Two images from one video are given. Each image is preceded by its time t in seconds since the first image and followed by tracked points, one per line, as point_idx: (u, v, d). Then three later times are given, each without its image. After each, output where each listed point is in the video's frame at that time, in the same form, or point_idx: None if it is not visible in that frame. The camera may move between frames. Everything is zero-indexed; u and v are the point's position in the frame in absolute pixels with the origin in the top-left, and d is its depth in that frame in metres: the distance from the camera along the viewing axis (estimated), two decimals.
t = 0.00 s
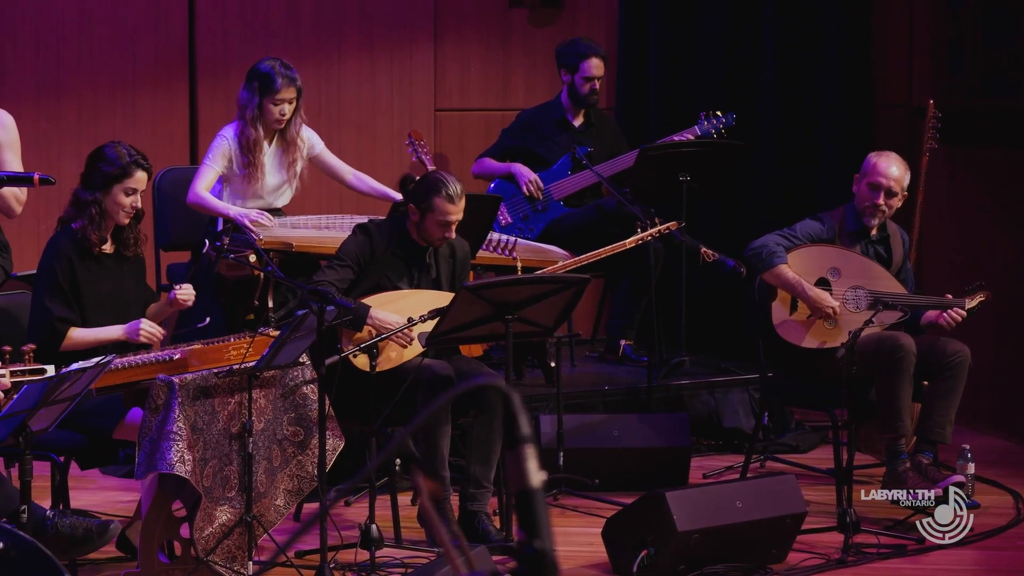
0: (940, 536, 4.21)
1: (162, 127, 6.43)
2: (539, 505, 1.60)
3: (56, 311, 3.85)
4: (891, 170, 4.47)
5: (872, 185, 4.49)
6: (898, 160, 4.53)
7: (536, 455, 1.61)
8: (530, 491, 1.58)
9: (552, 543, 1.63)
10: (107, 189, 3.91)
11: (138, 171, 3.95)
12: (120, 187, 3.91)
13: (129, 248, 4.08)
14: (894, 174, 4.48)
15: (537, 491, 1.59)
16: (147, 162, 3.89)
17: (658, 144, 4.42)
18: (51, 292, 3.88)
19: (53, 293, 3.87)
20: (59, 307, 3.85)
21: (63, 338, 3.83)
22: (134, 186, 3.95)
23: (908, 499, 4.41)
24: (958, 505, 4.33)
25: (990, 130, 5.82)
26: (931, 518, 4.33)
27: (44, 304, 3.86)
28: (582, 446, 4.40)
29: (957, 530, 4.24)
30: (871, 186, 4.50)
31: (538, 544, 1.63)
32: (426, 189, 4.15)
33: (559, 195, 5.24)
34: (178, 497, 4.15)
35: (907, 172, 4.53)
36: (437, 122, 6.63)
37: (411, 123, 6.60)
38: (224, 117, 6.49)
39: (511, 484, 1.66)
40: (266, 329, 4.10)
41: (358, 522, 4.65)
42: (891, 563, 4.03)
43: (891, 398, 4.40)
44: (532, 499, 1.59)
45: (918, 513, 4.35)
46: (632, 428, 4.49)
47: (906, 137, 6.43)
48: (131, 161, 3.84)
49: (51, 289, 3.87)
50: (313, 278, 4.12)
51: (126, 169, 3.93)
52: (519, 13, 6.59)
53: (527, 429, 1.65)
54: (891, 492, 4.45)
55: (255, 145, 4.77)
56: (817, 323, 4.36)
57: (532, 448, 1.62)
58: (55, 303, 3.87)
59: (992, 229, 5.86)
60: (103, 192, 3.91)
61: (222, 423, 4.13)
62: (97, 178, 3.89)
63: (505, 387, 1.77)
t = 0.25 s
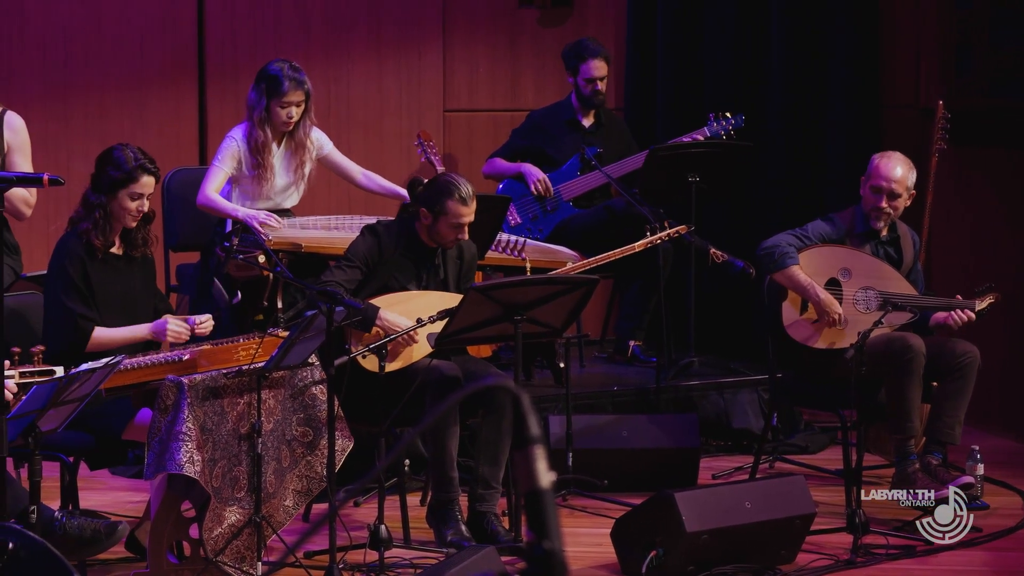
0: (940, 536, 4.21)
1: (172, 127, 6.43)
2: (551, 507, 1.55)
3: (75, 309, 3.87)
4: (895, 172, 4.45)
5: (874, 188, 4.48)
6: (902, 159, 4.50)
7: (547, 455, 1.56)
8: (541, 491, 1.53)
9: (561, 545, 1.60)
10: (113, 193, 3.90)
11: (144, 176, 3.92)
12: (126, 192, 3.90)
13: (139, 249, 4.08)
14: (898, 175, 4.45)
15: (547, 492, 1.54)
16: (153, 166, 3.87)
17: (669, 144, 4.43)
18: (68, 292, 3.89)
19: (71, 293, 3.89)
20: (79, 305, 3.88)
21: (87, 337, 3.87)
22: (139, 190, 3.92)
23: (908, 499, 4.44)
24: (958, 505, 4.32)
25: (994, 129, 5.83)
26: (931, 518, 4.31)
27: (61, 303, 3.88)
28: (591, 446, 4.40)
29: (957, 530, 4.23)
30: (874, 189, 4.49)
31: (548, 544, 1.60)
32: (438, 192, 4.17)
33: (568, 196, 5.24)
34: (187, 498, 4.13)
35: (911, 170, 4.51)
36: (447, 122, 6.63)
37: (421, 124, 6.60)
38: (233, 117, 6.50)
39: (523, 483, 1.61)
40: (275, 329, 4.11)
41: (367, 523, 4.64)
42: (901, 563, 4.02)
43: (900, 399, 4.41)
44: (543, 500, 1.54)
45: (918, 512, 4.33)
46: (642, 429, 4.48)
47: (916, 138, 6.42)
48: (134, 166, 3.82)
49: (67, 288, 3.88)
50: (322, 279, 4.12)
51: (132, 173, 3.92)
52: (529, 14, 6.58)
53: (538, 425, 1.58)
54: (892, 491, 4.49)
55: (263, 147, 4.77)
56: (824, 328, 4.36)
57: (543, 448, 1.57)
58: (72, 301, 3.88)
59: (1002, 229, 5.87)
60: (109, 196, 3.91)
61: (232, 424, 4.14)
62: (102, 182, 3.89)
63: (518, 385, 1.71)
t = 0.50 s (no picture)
0: (940, 536, 4.22)
1: (182, 128, 6.44)
2: (561, 508, 1.53)
3: (79, 313, 3.87)
4: (912, 174, 4.48)
5: (892, 189, 4.50)
6: (919, 162, 4.52)
7: (558, 457, 1.55)
8: (550, 492, 1.52)
9: (573, 546, 1.58)
10: (128, 196, 3.92)
11: (161, 181, 3.95)
12: (142, 196, 3.92)
13: (149, 251, 4.11)
14: (915, 177, 4.48)
15: (558, 492, 1.52)
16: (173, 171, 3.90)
17: (677, 146, 4.42)
18: (75, 294, 3.89)
19: (76, 296, 3.88)
20: (83, 310, 3.88)
21: (90, 340, 3.85)
22: (154, 195, 3.95)
23: (908, 498, 4.43)
24: (958, 505, 4.33)
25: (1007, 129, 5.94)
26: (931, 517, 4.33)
27: (66, 306, 3.87)
28: (602, 447, 4.41)
29: (956, 530, 4.25)
30: (891, 190, 4.51)
31: (559, 546, 1.58)
32: (448, 192, 4.16)
33: (578, 197, 5.24)
34: (198, 499, 4.17)
35: (926, 173, 4.53)
36: (457, 123, 6.64)
37: (432, 124, 6.60)
38: (243, 118, 6.50)
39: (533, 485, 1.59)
40: (285, 330, 4.12)
41: (377, 523, 4.64)
42: (912, 565, 4.01)
43: (911, 400, 4.38)
44: (552, 500, 1.52)
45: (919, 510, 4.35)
46: (652, 430, 4.48)
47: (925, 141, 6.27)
48: (151, 171, 3.83)
49: (73, 290, 3.88)
50: (331, 281, 4.11)
51: (148, 177, 3.94)
52: (539, 15, 6.59)
53: (551, 428, 1.56)
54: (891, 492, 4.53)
55: (272, 146, 4.77)
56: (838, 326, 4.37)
57: (554, 450, 1.55)
58: (77, 304, 3.88)
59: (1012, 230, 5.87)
60: (124, 199, 3.93)
61: (242, 425, 4.14)
62: (117, 185, 3.91)
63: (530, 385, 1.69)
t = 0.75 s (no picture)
0: (940, 536, 4.22)
1: (192, 130, 6.44)
2: (570, 510, 1.55)
3: (82, 316, 3.87)
4: (918, 175, 4.47)
5: (898, 191, 4.49)
6: (925, 162, 4.51)
7: (567, 460, 1.54)
8: (560, 495, 1.52)
9: (582, 548, 1.61)
10: (138, 201, 3.91)
11: (170, 185, 3.93)
12: (151, 200, 3.91)
13: (159, 253, 4.10)
14: (922, 179, 4.47)
15: (566, 495, 1.53)
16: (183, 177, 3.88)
17: (687, 147, 4.41)
18: (79, 297, 3.89)
19: (82, 298, 3.89)
20: (87, 312, 3.88)
21: (91, 342, 3.86)
22: (164, 200, 3.93)
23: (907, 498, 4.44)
24: (958, 505, 4.33)
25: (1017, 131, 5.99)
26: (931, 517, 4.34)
27: (71, 308, 3.88)
28: (612, 449, 4.40)
29: (957, 531, 4.25)
30: (897, 193, 4.50)
31: (568, 547, 1.61)
32: (457, 193, 4.20)
33: (588, 199, 5.23)
34: (208, 500, 4.15)
35: (933, 174, 4.52)
36: (467, 124, 6.63)
37: (442, 126, 6.60)
38: (253, 120, 6.50)
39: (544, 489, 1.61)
40: (296, 332, 4.14)
41: (387, 525, 4.65)
42: (922, 567, 4.00)
43: (921, 402, 4.38)
44: (562, 503, 1.53)
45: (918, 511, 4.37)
46: (662, 432, 4.48)
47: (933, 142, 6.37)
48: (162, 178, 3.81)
49: (80, 293, 3.89)
50: (341, 281, 4.12)
51: (158, 182, 3.91)
52: (549, 16, 6.59)
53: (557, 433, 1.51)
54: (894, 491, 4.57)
55: (280, 150, 4.76)
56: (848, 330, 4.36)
57: (563, 454, 1.55)
58: (81, 307, 3.89)
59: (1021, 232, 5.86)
60: (133, 203, 3.91)
61: (252, 426, 4.15)
62: (127, 190, 3.88)
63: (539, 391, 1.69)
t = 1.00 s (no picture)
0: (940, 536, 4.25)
1: (204, 132, 6.43)
2: (582, 512, 1.56)
3: (111, 313, 3.89)
4: (928, 178, 4.46)
5: (908, 195, 4.48)
6: (934, 165, 4.51)
7: (580, 462, 1.55)
8: (572, 497, 1.54)
9: (593, 552, 1.65)
10: (143, 202, 3.93)
11: (174, 184, 3.93)
12: (157, 201, 3.92)
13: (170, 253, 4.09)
14: (931, 182, 4.47)
15: (579, 498, 1.55)
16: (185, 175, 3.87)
17: (698, 150, 4.43)
18: (103, 296, 3.91)
19: (105, 296, 3.90)
20: (114, 309, 3.90)
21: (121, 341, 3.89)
22: (170, 199, 3.94)
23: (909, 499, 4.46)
24: (958, 505, 4.30)
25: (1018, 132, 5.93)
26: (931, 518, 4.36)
27: (96, 307, 3.89)
28: (623, 452, 4.40)
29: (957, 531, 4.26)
30: (907, 197, 4.50)
31: (580, 551, 1.66)
32: (471, 198, 4.18)
33: (599, 202, 5.22)
34: (220, 503, 4.16)
35: (942, 176, 4.52)
36: (479, 128, 6.64)
37: (454, 130, 6.61)
38: (265, 123, 6.50)
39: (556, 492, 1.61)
40: (307, 334, 4.18)
41: (398, 527, 4.64)
42: (933, 570, 3.99)
43: (933, 405, 4.37)
44: (574, 505, 1.55)
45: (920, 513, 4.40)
46: (673, 434, 4.48)
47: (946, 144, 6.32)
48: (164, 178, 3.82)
49: (103, 292, 3.90)
50: (354, 282, 4.13)
51: (163, 182, 3.92)
52: (560, 20, 6.60)
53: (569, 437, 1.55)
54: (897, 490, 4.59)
55: (292, 162, 4.77)
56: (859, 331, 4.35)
57: (576, 456, 1.56)
58: (108, 305, 3.90)
59: None
60: (140, 205, 3.93)
61: (264, 429, 4.15)
62: (133, 190, 3.91)
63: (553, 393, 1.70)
